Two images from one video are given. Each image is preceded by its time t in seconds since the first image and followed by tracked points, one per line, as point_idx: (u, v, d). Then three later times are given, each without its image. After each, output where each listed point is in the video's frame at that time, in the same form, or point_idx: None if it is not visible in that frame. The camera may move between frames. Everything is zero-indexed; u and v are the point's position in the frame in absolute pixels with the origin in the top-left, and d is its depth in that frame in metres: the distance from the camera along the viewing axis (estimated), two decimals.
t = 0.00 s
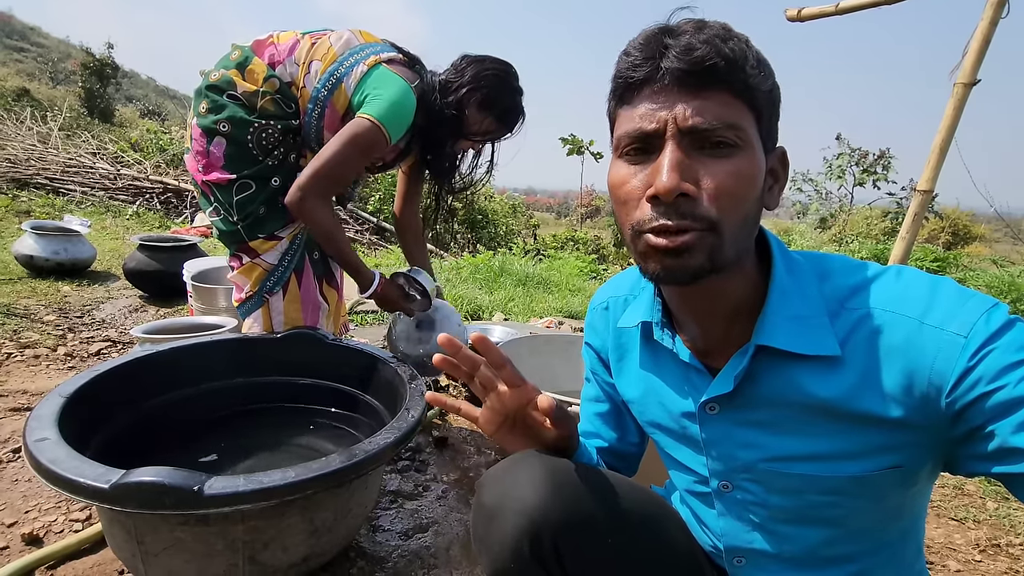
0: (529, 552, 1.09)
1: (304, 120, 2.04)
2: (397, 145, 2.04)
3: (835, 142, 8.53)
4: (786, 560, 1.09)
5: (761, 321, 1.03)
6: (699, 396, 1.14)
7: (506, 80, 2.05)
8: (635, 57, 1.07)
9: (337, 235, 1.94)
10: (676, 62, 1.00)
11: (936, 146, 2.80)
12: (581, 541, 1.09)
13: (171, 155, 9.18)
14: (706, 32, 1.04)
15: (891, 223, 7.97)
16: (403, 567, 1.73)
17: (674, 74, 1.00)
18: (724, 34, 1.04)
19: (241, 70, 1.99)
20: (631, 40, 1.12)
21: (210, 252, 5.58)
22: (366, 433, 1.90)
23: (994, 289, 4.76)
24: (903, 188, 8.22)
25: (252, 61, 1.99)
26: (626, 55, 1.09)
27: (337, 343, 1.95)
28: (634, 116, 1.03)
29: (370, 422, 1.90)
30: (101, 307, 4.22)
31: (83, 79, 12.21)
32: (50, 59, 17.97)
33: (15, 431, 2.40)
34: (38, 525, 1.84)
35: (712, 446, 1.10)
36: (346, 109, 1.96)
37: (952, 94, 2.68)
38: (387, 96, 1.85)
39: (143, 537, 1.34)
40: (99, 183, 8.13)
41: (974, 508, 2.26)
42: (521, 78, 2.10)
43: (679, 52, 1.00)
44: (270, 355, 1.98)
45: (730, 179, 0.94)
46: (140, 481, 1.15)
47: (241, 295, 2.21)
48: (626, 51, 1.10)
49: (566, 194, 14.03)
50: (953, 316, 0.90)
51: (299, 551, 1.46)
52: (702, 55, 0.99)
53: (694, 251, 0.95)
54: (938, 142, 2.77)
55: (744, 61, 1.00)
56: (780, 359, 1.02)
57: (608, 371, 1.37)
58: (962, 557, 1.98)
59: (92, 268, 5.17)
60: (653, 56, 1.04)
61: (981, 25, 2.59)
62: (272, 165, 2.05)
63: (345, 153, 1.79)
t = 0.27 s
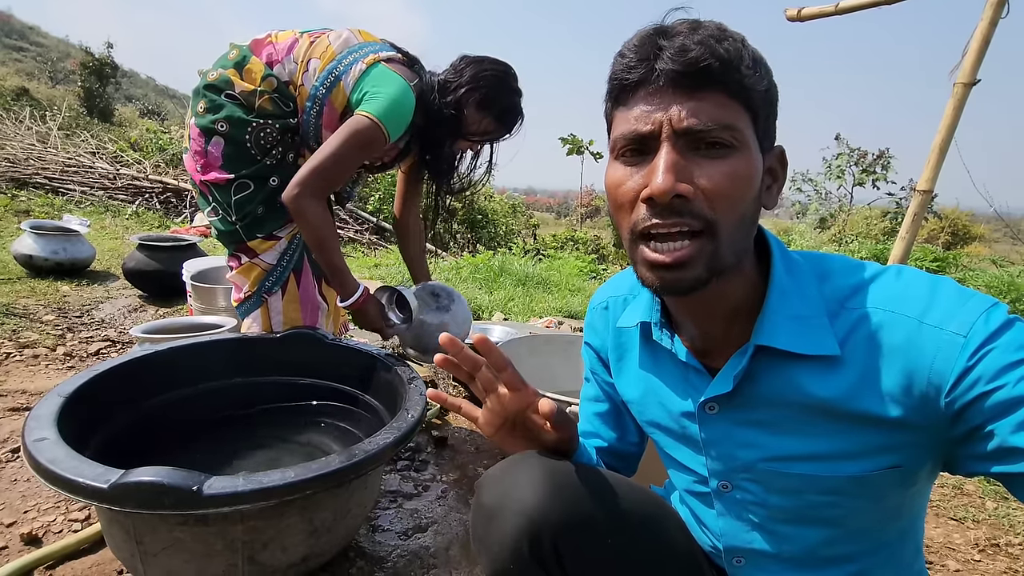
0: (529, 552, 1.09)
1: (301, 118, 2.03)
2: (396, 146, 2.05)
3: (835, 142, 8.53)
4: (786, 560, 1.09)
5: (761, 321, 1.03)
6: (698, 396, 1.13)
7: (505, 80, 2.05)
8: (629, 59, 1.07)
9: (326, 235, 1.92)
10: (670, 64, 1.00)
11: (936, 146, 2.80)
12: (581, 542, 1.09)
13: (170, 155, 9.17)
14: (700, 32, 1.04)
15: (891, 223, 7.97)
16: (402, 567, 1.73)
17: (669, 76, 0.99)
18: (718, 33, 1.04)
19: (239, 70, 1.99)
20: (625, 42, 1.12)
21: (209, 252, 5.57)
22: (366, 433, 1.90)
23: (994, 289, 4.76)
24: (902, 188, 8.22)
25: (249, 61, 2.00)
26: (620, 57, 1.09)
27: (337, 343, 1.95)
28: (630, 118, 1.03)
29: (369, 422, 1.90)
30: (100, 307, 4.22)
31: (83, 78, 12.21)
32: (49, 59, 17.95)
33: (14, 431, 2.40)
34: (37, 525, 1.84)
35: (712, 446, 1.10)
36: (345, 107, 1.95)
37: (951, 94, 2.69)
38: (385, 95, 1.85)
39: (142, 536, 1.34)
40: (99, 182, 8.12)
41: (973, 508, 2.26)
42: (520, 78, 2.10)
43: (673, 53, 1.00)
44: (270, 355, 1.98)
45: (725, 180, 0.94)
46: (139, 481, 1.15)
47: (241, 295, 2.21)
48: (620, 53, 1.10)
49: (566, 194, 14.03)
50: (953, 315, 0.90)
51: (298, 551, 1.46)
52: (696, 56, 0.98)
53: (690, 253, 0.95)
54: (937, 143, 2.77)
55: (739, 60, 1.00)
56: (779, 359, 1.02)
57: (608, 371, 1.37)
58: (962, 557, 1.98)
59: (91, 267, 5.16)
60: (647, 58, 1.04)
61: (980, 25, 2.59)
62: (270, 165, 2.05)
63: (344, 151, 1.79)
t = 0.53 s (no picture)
0: (529, 551, 1.09)
1: (302, 119, 2.03)
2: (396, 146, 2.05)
3: (835, 142, 8.53)
4: (786, 560, 1.09)
5: (761, 321, 1.03)
6: (698, 396, 1.14)
7: (506, 80, 2.05)
8: (630, 59, 1.07)
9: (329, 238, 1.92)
10: (671, 65, 1.00)
11: (936, 146, 2.80)
12: (581, 542, 1.09)
13: (170, 155, 9.17)
14: (701, 34, 1.04)
15: (891, 223, 7.97)
16: (403, 567, 1.73)
17: (669, 78, 1.00)
18: (719, 34, 1.04)
19: (240, 70, 1.99)
20: (626, 42, 1.12)
21: (210, 251, 5.57)
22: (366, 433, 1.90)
23: (994, 290, 4.76)
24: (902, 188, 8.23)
25: (250, 61, 2.00)
26: (621, 58, 1.09)
27: (337, 343, 1.95)
28: (630, 119, 1.03)
29: (370, 422, 1.90)
30: (100, 307, 4.22)
31: (83, 78, 12.21)
32: (49, 59, 17.95)
33: (14, 431, 2.40)
34: (38, 525, 1.84)
35: (712, 445, 1.10)
36: (345, 108, 1.95)
37: (951, 94, 2.69)
38: (386, 95, 1.85)
39: (142, 536, 1.34)
40: (99, 182, 8.12)
41: (973, 508, 2.27)
42: (520, 79, 2.10)
43: (674, 55, 1.00)
44: (270, 355, 1.98)
45: (725, 183, 0.94)
46: (139, 481, 1.15)
47: (241, 295, 2.21)
48: (621, 54, 1.10)
49: (566, 194, 14.03)
50: (953, 316, 0.90)
51: (299, 551, 1.46)
52: (697, 58, 0.98)
53: (689, 255, 0.95)
54: (937, 143, 2.77)
55: (741, 61, 1.00)
56: (779, 359, 1.02)
57: (609, 370, 1.37)
58: (962, 557, 1.98)
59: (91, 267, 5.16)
60: (647, 59, 1.04)
61: (980, 26, 2.59)
62: (271, 165, 2.05)
63: (346, 153, 1.79)
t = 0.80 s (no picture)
0: (529, 551, 1.10)
1: (305, 119, 2.03)
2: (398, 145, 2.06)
3: (835, 142, 8.53)
4: (785, 560, 1.10)
5: (760, 321, 1.03)
6: (698, 395, 1.14)
7: (508, 80, 2.05)
8: (629, 60, 1.07)
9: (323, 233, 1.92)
10: (669, 67, 0.99)
11: (936, 146, 2.80)
12: (580, 541, 1.09)
13: (171, 155, 9.18)
14: (702, 33, 1.04)
15: (891, 223, 7.97)
16: (403, 567, 1.73)
17: (667, 79, 0.99)
18: (720, 34, 1.03)
19: (242, 71, 1.99)
20: (628, 41, 1.11)
21: (211, 252, 5.57)
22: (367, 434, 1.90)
23: (994, 290, 4.76)
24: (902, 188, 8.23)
25: (253, 62, 1.99)
26: (621, 58, 1.09)
27: (337, 343, 1.95)
28: (629, 119, 1.03)
29: (370, 422, 1.90)
30: (101, 307, 4.22)
31: (84, 78, 12.22)
32: (49, 59, 17.96)
33: (16, 431, 2.40)
34: (39, 524, 1.84)
35: (711, 445, 1.10)
36: (348, 108, 1.96)
37: (952, 94, 2.69)
38: (389, 95, 1.86)
39: (143, 536, 1.34)
40: (100, 182, 8.12)
41: (973, 508, 2.27)
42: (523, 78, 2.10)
43: (672, 56, 0.99)
44: (271, 355, 1.99)
45: (720, 185, 0.94)
46: (140, 481, 1.15)
47: (242, 294, 2.21)
48: (622, 54, 1.10)
49: (566, 195, 14.04)
50: (953, 316, 0.90)
51: (299, 550, 1.47)
52: (695, 59, 0.98)
53: (683, 254, 0.96)
54: (937, 143, 2.78)
55: (743, 62, 0.99)
56: (778, 359, 1.02)
57: (609, 370, 1.37)
58: (961, 557, 1.98)
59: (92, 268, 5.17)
60: (647, 60, 1.04)
61: (980, 26, 2.60)
62: (274, 165, 2.05)
63: (345, 150, 1.79)
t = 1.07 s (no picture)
0: (529, 550, 1.10)
1: (305, 119, 2.03)
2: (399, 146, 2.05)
3: (836, 143, 8.54)
4: (783, 560, 1.10)
5: (759, 321, 1.03)
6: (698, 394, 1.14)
7: (509, 81, 2.04)
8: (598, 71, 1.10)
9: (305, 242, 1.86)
10: (605, 84, 1.03)
11: (936, 146, 2.80)
12: (580, 539, 1.09)
13: (172, 156, 9.19)
14: (645, 42, 1.03)
15: (892, 223, 7.97)
16: (402, 567, 1.73)
17: (606, 94, 1.03)
18: (666, 39, 1.01)
19: (243, 71, 2.00)
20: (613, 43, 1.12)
21: (211, 252, 5.58)
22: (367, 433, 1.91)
23: (994, 290, 4.76)
24: (903, 188, 8.22)
25: (254, 62, 2.00)
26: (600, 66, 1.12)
27: (337, 343, 1.95)
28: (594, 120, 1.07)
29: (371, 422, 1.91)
30: (102, 307, 4.23)
31: (85, 79, 12.23)
32: (50, 60, 17.98)
33: (16, 431, 2.40)
34: (39, 525, 1.84)
35: (711, 444, 1.11)
36: (348, 109, 1.96)
37: (952, 94, 2.69)
38: (387, 97, 1.86)
39: (143, 536, 1.34)
40: (100, 183, 8.13)
41: (973, 509, 2.27)
42: (523, 80, 2.09)
43: (607, 70, 1.03)
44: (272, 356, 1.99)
45: (636, 187, 0.96)
46: (140, 481, 1.15)
47: (242, 294, 2.21)
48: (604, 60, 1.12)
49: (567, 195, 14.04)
50: (956, 320, 0.90)
51: (299, 551, 1.47)
52: (621, 72, 1.00)
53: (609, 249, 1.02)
54: (937, 143, 2.78)
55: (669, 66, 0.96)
56: (778, 360, 1.02)
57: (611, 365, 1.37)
58: (961, 557, 1.98)
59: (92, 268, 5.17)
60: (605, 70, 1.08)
61: (980, 26, 2.60)
62: (274, 165, 2.06)
63: (344, 151, 1.79)
